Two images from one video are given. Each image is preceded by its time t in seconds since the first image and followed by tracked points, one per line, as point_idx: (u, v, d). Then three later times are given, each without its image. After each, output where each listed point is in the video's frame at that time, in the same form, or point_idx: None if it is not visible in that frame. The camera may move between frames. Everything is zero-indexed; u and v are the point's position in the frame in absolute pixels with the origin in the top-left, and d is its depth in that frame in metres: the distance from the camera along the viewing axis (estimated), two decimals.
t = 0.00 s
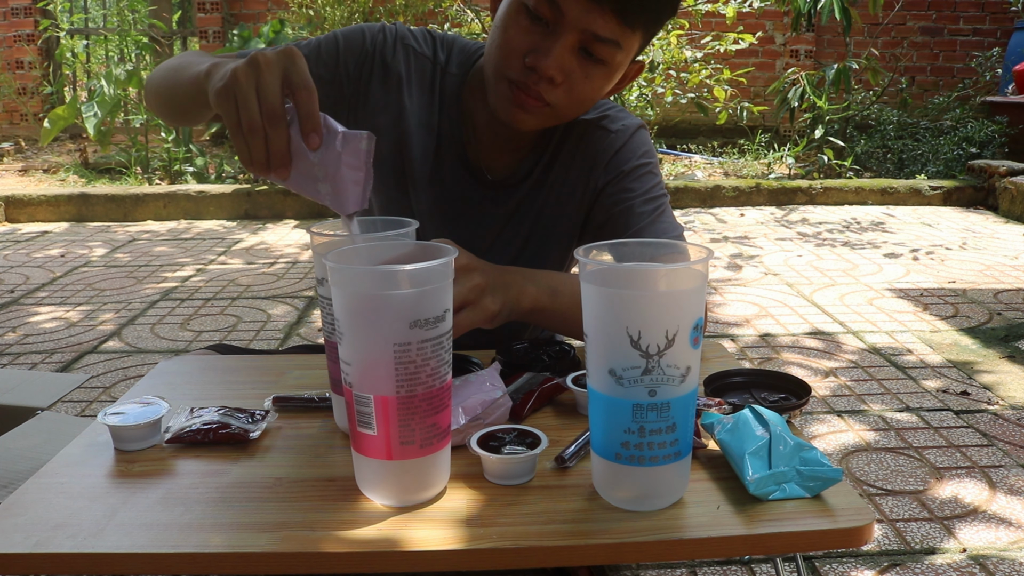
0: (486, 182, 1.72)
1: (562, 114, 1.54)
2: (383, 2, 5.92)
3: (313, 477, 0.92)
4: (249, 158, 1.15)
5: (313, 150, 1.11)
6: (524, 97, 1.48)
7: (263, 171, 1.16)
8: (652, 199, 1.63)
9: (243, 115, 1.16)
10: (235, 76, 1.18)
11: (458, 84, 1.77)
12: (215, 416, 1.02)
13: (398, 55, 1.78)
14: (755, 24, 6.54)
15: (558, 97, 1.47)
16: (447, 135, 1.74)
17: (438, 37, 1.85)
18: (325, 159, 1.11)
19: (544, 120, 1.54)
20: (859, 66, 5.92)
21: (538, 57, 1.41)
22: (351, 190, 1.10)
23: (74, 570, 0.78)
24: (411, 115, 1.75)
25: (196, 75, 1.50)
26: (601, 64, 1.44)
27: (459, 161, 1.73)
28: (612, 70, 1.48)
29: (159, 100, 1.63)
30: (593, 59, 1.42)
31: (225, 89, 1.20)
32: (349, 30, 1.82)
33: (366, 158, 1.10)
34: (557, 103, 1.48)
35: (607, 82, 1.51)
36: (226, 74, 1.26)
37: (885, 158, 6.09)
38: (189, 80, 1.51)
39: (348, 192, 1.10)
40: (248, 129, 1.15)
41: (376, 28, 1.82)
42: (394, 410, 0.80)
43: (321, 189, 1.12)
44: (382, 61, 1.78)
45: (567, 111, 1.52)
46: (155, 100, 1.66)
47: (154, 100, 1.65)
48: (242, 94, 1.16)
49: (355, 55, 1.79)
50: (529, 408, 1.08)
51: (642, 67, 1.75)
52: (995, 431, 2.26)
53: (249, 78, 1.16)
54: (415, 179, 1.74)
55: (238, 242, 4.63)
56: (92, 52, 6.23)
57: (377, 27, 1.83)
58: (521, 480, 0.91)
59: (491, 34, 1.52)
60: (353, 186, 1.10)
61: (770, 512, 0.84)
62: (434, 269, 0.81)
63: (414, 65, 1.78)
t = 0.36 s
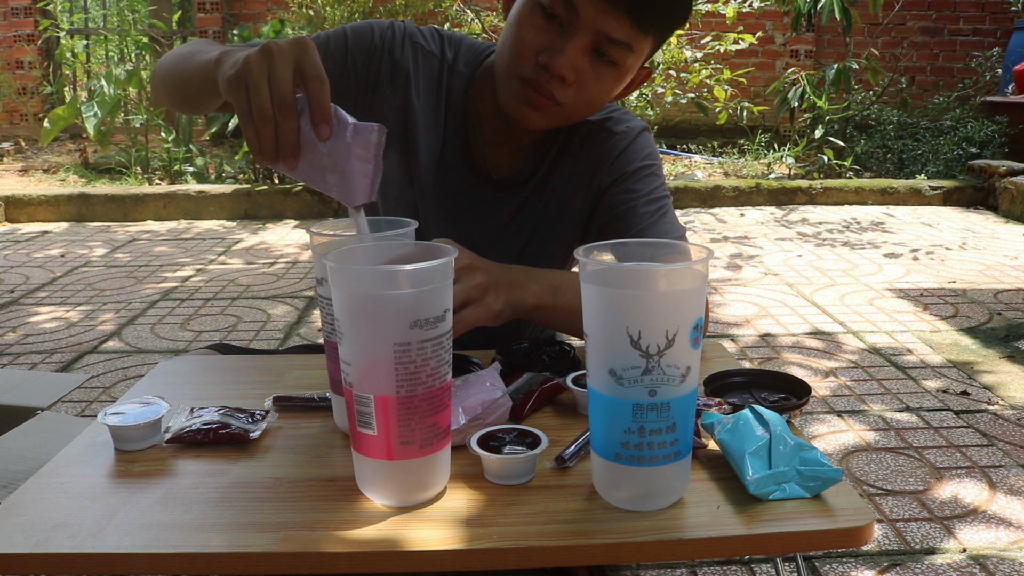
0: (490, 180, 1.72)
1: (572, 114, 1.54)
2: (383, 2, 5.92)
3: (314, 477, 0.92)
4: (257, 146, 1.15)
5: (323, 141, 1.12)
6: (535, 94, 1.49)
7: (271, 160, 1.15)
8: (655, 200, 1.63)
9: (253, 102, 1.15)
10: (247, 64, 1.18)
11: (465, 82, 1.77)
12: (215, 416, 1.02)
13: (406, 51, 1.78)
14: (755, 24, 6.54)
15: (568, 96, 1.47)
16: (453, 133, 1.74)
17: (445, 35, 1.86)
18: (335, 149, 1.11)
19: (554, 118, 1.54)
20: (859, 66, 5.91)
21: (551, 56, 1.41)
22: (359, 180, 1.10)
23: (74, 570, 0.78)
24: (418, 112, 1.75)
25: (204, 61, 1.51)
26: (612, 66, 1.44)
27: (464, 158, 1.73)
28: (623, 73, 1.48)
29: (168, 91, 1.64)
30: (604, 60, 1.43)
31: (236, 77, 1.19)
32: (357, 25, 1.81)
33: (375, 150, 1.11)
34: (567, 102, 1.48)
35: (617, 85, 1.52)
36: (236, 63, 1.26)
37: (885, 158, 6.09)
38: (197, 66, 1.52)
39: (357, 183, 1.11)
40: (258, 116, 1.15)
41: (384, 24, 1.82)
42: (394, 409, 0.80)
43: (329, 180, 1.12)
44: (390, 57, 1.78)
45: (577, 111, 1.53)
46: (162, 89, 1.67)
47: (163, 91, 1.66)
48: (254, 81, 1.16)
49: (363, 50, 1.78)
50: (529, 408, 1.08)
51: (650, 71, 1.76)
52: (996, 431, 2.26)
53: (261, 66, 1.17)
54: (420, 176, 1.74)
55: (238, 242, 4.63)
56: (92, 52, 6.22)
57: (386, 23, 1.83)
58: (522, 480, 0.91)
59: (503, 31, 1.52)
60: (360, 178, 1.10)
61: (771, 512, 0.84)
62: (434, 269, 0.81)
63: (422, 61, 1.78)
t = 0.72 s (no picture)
0: (490, 179, 1.72)
1: (569, 104, 1.54)
2: (383, 2, 5.92)
3: (313, 477, 0.92)
4: (259, 144, 1.15)
5: (325, 138, 1.12)
6: (532, 83, 1.49)
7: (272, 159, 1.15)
8: (654, 200, 1.63)
9: (256, 100, 1.15)
10: (249, 62, 1.18)
11: (464, 81, 1.77)
12: (215, 416, 1.02)
13: (406, 50, 1.78)
14: (755, 24, 6.55)
15: (565, 85, 1.47)
16: (452, 131, 1.74)
17: (444, 34, 1.86)
18: (337, 147, 1.11)
19: (551, 109, 1.53)
20: (859, 66, 5.91)
21: (547, 44, 1.42)
22: (361, 177, 1.10)
23: (74, 570, 0.78)
24: (417, 111, 1.75)
25: (205, 60, 1.51)
26: (608, 53, 1.45)
27: (464, 157, 1.73)
28: (618, 61, 1.49)
29: (170, 92, 1.64)
30: (600, 48, 1.43)
31: (237, 75, 1.19)
32: (357, 24, 1.81)
33: (377, 148, 1.12)
34: (564, 91, 1.48)
35: (613, 75, 1.52)
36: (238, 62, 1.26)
37: (885, 158, 6.09)
38: (198, 64, 1.52)
39: (358, 180, 1.11)
40: (260, 114, 1.15)
41: (384, 24, 1.82)
42: (394, 409, 0.80)
43: (331, 177, 1.12)
44: (390, 56, 1.78)
45: (575, 100, 1.53)
46: (164, 88, 1.67)
47: (165, 92, 1.66)
48: (256, 78, 1.16)
49: (363, 49, 1.78)
50: (529, 407, 1.08)
51: (646, 63, 1.76)
52: (996, 431, 2.26)
53: (263, 64, 1.17)
54: (420, 174, 1.74)
55: (238, 242, 4.63)
56: (92, 52, 6.21)
57: (385, 23, 1.83)
58: (522, 480, 0.91)
59: (499, 23, 1.53)
60: (363, 174, 1.11)
61: (770, 512, 0.84)
62: (434, 269, 0.81)
63: (421, 61, 1.78)
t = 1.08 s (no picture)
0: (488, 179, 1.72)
1: (566, 96, 1.54)
2: (383, 2, 5.91)
3: (313, 477, 0.92)
4: (255, 165, 1.16)
5: (319, 156, 1.12)
6: (527, 75, 1.49)
7: (271, 179, 1.16)
8: (654, 200, 1.63)
9: (250, 121, 1.16)
10: (241, 83, 1.18)
11: (460, 82, 1.77)
12: (215, 416, 1.02)
13: (400, 54, 1.78)
14: (755, 24, 6.55)
15: (560, 74, 1.48)
16: (449, 133, 1.74)
17: (439, 37, 1.86)
18: (331, 164, 1.11)
19: (548, 102, 1.53)
20: (859, 66, 5.91)
21: (539, 34, 1.43)
22: (356, 194, 1.10)
23: (74, 570, 0.78)
24: (414, 113, 1.75)
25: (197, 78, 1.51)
26: (600, 38, 1.47)
27: (462, 158, 1.73)
28: (611, 47, 1.50)
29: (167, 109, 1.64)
30: (593, 33, 1.45)
31: (231, 97, 1.20)
32: (351, 30, 1.81)
33: (372, 164, 1.11)
34: (560, 81, 1.49)
35: (607, 62, 1.53)
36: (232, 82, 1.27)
37: (885, 158, 6.10)
38: (193, 81, 1.51)
39: (354, 197, 1.10)
40: (255, 135, 1.15)
41: (377, 29, 1.82)
42: (394, 410, 0.80)
43: (327, 196, 1.12)
44: (384, 61, 1.78)
45: (572, 90, 1.53)
46: (160, 105, 1.66)
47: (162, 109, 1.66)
48: (249, 101, 1.17)
49: (358, 53, 1.79)
50: (529, 408, 1.08)
51: (639, 52, 1.78)
52: (995, 431, 2.26)
53: (255, 85, 1.17)
54: (419, 176, 1.74)
55: (238, 242, 4.63)
56: (92, 52, 6.21)
57: (379, 27, 1.83)
58: (521, 480, 0.91)
59: (489, 20, 1.54)
60: (359, 192, 1.10)
61: (770, 512, 0.84)
62: (434, 270, 0.81)
63: (416, 64, 1.78)
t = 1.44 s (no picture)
0: (488, 179, 1.72)
1: (565, 93, 1.54)
2: (383, 2, 5.91)
3: (313, 477, 0.92)
4: (259, 155, 1.15)
5: (326, 152, 1.11)
6: (525, 75, 1.50)
7: (272, 170, 1.15)
8: (653, 200, 1.63)
9: (257, 111, 1.16)
10: (251, 72, 1.18)
11: (459, 82, 1.77)
12: (215, 416, 1.02)
13: (400, 53, 1.78)
14: (755, 24, 6.55)
15: (557, 72, 1.49)
16: (449, 133, 1.75)
17: (438, 36, 1.86)
18: (338, 161, 1.11)
19: (548, 100, 1.54)
20: (859, 66, 5.91)
21: (534, 32, 1.44)
22: (361, 192, 1.10)
23: (74, 570, 0.78)
24: (414, 113, 1.75)
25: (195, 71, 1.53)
26: (596, 31, 1.47)
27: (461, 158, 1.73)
28: (608, 40, 1.50)
29: (167, 101, 1.64)
30: (588, 27, 1.46)
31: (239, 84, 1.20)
32: (351, 29, 1.81)
33: (379, 164, 1.11)
34: (557, 78, 1.49)
35: (605, 55, 1.53)
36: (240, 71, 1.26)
37: (885, 158, 6.10)
38: (197, 71, 1.52)
39: (358, 196, 1.11)
40: (261, 125, 1.15)
41: (378, 28, 1.83)
42: (394, 410, 0.80)
43: (331, 191, 1.11)
44: (384, 59, 1.78)
45: (571, 87, 1.53)
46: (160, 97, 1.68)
47: (162, 101, 1.67)
48: (258, 90, 1.16)
49: (358, 51, 1.79)
50: (529, 407, 1.09)
51: (639, 43, 1.78)
52: (995, 431, 2.26)
53: (265, 74, 1.17)
54: (419, 175, 1.74)
55: (238, 242, 4.63)
56: (92, 53, 6.20)
57: (379, 26, 1.83)
58: (521, 480, 0.91)
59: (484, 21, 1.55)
60: (362, 190, 1.10)
61: (770, 512, 0.84)
62: (434, 270, 0.81)
63: (416, 63, 1.79)
